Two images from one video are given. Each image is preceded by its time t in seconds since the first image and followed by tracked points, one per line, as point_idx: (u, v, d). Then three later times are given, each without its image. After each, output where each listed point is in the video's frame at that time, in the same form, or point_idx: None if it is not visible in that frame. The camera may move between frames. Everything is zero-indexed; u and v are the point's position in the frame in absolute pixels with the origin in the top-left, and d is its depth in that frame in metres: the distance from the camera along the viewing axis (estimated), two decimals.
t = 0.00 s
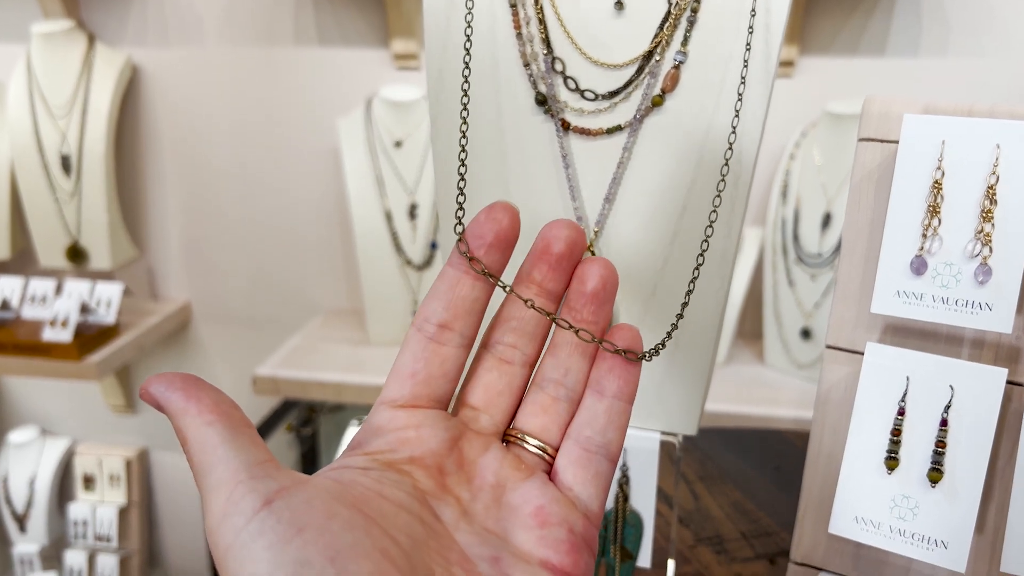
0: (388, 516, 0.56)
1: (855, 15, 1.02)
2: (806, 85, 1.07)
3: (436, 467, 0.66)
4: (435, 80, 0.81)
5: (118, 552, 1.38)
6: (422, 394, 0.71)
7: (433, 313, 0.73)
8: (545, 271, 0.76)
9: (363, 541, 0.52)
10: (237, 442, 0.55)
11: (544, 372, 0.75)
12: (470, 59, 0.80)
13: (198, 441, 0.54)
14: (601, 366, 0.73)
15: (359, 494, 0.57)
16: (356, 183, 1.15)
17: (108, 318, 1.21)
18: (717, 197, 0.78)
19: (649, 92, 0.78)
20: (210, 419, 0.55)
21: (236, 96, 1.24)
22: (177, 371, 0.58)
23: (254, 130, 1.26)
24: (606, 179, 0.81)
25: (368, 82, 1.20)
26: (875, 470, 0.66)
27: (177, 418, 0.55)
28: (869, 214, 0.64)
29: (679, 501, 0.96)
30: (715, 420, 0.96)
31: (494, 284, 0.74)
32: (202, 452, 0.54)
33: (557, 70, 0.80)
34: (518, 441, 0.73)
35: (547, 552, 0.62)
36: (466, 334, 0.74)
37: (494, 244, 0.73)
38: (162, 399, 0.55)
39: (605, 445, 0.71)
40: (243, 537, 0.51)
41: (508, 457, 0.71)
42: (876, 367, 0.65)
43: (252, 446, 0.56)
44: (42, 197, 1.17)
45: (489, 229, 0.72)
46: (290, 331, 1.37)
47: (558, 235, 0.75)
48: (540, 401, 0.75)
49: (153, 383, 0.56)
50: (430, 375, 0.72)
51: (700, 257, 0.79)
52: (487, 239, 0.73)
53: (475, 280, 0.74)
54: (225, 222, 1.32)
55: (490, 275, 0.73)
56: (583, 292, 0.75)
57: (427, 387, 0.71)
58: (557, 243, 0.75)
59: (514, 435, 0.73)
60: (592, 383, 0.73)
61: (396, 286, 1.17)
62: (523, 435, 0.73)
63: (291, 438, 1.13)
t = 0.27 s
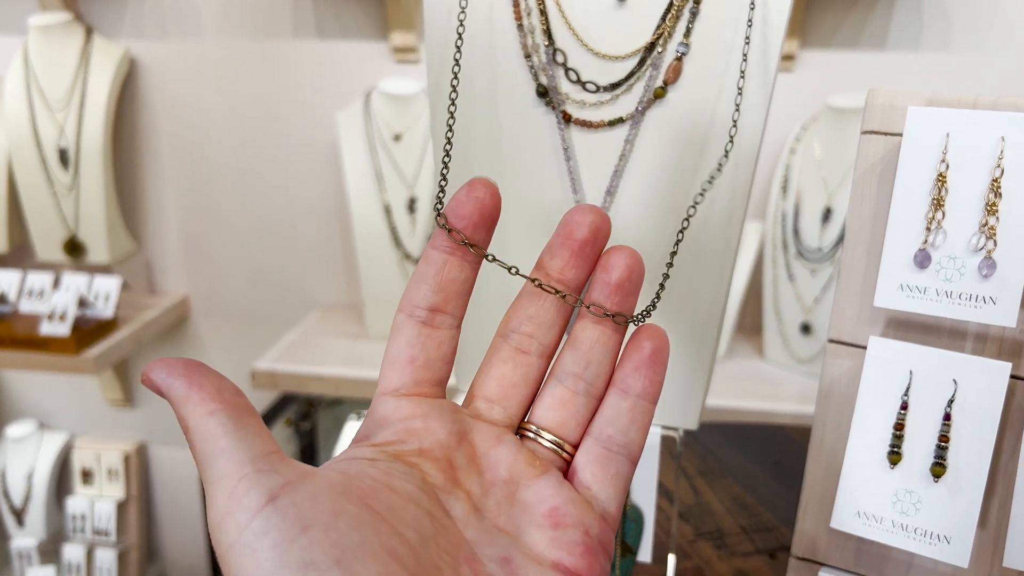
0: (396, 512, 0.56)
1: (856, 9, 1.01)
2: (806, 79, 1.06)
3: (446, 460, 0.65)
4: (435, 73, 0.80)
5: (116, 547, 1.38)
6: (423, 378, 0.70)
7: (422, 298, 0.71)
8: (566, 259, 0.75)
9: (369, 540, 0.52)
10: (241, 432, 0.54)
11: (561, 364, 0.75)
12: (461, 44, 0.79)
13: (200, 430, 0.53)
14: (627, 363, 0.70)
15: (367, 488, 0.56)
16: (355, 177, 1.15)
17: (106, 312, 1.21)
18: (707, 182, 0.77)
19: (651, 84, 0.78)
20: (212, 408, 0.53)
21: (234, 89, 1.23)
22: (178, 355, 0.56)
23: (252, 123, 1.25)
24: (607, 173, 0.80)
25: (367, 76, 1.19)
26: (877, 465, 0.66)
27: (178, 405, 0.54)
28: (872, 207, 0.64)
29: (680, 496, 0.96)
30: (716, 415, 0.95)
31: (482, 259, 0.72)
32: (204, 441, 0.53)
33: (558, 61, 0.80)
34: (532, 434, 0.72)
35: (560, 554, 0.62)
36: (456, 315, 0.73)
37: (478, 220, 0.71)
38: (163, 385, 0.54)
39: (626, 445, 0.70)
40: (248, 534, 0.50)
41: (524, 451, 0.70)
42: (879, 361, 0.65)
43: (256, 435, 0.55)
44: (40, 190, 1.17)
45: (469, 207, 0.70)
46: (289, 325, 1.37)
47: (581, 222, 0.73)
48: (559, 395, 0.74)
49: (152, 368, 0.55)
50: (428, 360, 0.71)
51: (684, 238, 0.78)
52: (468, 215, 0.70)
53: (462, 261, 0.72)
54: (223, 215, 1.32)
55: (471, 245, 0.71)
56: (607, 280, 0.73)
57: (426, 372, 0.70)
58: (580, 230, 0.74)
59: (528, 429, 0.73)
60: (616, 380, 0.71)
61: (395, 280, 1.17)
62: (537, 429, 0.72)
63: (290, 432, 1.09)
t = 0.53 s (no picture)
0: (395, 536, 0.53)
1: (856, 5, 1.01)
2: (806, 76, 1.06)
3: (448, 479, 0.64)
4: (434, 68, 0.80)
5: (114, 543, 1.38)
6: (424, 385, 0.68)
7: (417, 300, 0.69)
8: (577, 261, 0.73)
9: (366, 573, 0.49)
10: (236, 452, 0.52)
11: (573, 378, 0.73)
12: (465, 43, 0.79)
13: (195, 450, 0.52)
14: (644, 394, 0.68)
15: (367, 511, 0.53)
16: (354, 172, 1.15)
17: (104, 308, 1.21)
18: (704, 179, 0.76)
19: (651, 79, 0.78)
20: (207, 427, 0.52)
21: (232, 85, 1.23)
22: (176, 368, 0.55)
23: (251, 119, 1.25)
24: (608, 169, 0.80)
25: (365, 71, 1.19)
26: (878, 463, 0.65)
27: (173, 422, 0.52)
28: (873, 204, 0.64)
29: (678, 493, 0.96)
30: (716, 411, 0.95)
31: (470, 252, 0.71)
32: (198, 461, 0.52)
33: (558, 57, 0.80)
34: (541, 451, 0.71)
35: None
36: (451, 314, 0.71)
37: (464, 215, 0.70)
38: (159, 401, 0.53)
39: (640, 476, 0.68)
40: (240, 562, 0.49)
41: (533, 473, 0.68)
42: (880, 359, 0.65)
43: (252, 455, 0.53)
44: (37, 186, 1.17)
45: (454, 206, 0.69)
46: (287, 321, 1.37)
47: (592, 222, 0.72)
48: (570, 409, 0.72)
49: (148, 382, 0.53)
50: (428, 363, 0.69)
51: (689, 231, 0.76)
52: (454, 215, 0.69)
53: (452, 259, 0.70)
54: (222, 211, 1.32)
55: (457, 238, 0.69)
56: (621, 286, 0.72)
57: (429, 377, 0.69)
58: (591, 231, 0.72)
59: (538, 445, 0.71)
60: (632, 409, 0.69)
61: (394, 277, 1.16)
62: (547, 445, 0.71)
63: (287, 430, 1.19)
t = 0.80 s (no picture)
0: (402, 550, 0.52)
1: (856, 3, 1.01)
2: (806, 73, 1.06)
3: (457, 489, 0.63)
4: (433, 65, 0.80)
5: (112, 541, 1.38)
6: (438, 391, 0.68)
7: (439, 302, 0.70)
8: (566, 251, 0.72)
9: None
10: (242, 461, 0.51)
11: (574, 379, 0.72)
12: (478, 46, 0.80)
13: (203, 457, 0.51)
14: (662, 405, 0.66)
15: (372, 525, 0.53)
16: (352, 169, 1.14)
17: (102, 306, 1.20)
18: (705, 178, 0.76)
19: (650, 78, 0.77)
20: (214, 435, 0.51)
21: (231, 84, 1.23)
22: (189, 371, 0.54)
23: (249, 118, 1.24)
24: (606, 167, 0.80)
25: (363, 68, 1.18)
26: (878, 463, 0.65)
27: (182, 427, 0.52)
28: (874, 203, 0.64)
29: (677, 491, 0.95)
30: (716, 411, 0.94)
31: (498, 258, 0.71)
32: (205, 468, 0.51)
33: (557, 55, 0.80)
34: (547, 457, 0.70)
35: None
36: (475, 320, 0.71)
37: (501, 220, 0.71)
38: (169, 405, 0.52)
39: (658, 488, 0.66)
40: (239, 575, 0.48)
41: (542, 481, 0.67)
42: (879, 358, 0.64)
43: (259, 464, 0.52)
44: (35, 184, 1.16)
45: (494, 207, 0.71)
46: (286, 319, 1.36)
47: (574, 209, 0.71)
48: (574, 413, 0.72)
49: (160, 385, 0.53)
50: (443, 368, 0.69)
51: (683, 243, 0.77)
52: (485, 218, 0.71)
53: (479, 262, 0.71)
54: (220, 209, 1.31)
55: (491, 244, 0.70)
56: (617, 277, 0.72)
57: (443, 382, 0.69)
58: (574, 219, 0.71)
59: (544, 451, 0.70)
60: (651, 418, 0.67)
61: (392, 274, 1.16)
62: (552, 451, 0.70)
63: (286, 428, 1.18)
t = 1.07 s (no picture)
0: (403, 552, 0.52)
1: (856, 1, 1.01)
2: (806, 72, 1.06)
3: (457, 490, 0.63)
4: (432, 64, 0.80)
5: (111, 540, 1.38)
6: (444, 397, 0.68)
7: (454, 309, 0.71)
8: (565, 285, 0.70)
9: None
10: (242, 462, 0.51)
11: (569, 381, 0.72)
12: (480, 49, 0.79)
13: (203, 457, 0.50)
14: (663, 401, 0.65)
15: (373, 526, 0.53)
16: (351, 167, 1.14)
17: (100, 305, 1.20)
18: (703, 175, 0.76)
19: (650, 76, 0.77)
20: (214, 435, 0.51)
21: (229, 83, 1.23)
22: (191, 371, 0.54)
23: (248, 117, 1.24)
24: (605, 166, 0.80)
25: (362, 67, 1.18)
26: (878, 461, 0.65)
27: (182, 427, 0.51)
28: (873, 202, 0.64)
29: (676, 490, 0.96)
30: (715, 411, 0.94)
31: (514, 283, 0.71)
32: (205, 469, 0.50)
33: (556, 53, 0.79)
34: (545, 457, 0.70)
35: None
36: (487, 330, 0.72)
37: (521, 230, 0.70)
38: (170, 405, 0.52)
39: (660, 484, 0.65)
40: None
41: (544, 480, 0.67)
42: (879, 357, 0.64)
43: (260, 466, 0.52)
44: (33, 182, 1.16)
45: (511, 216, 0.69)
46: (284, 318, 1.36)
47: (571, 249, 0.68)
48: (572, 415, 0.72)
49: (161, 384, 0.52)
50: (452, 375, 0.69)
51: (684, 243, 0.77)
52: (513, 226, 0.70)
53: (498, 271, 0.71)
54: (219, 208, 1.31)
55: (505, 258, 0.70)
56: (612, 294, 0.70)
57: (450, 390, 0.69)
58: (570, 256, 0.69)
59: (541, 452, 0.70)
60: (653, 414, 0.66)
61: (391, 273, 1.16)
62: (550, 452, 0.70)
63: (284, 427, 1.18)
